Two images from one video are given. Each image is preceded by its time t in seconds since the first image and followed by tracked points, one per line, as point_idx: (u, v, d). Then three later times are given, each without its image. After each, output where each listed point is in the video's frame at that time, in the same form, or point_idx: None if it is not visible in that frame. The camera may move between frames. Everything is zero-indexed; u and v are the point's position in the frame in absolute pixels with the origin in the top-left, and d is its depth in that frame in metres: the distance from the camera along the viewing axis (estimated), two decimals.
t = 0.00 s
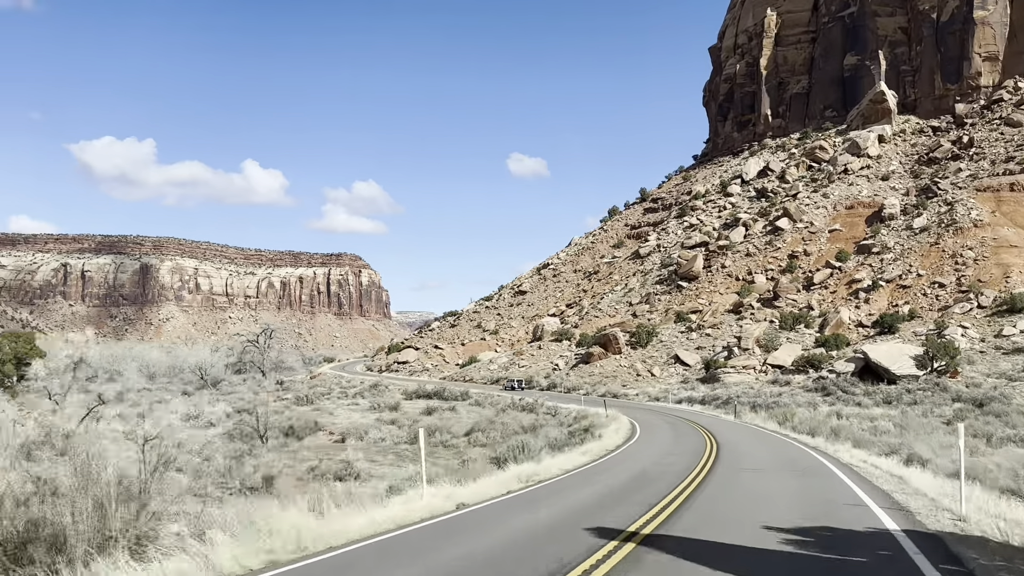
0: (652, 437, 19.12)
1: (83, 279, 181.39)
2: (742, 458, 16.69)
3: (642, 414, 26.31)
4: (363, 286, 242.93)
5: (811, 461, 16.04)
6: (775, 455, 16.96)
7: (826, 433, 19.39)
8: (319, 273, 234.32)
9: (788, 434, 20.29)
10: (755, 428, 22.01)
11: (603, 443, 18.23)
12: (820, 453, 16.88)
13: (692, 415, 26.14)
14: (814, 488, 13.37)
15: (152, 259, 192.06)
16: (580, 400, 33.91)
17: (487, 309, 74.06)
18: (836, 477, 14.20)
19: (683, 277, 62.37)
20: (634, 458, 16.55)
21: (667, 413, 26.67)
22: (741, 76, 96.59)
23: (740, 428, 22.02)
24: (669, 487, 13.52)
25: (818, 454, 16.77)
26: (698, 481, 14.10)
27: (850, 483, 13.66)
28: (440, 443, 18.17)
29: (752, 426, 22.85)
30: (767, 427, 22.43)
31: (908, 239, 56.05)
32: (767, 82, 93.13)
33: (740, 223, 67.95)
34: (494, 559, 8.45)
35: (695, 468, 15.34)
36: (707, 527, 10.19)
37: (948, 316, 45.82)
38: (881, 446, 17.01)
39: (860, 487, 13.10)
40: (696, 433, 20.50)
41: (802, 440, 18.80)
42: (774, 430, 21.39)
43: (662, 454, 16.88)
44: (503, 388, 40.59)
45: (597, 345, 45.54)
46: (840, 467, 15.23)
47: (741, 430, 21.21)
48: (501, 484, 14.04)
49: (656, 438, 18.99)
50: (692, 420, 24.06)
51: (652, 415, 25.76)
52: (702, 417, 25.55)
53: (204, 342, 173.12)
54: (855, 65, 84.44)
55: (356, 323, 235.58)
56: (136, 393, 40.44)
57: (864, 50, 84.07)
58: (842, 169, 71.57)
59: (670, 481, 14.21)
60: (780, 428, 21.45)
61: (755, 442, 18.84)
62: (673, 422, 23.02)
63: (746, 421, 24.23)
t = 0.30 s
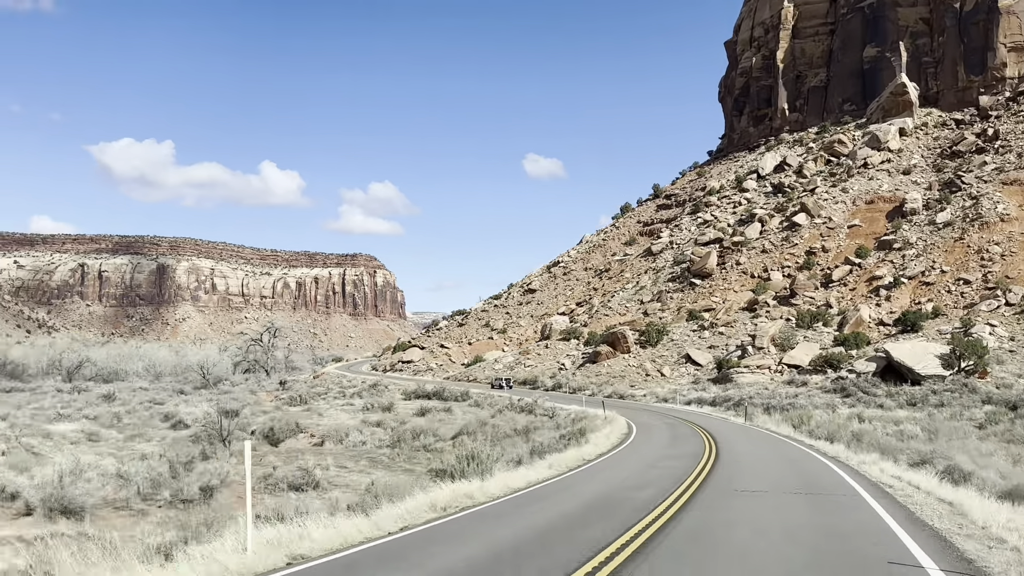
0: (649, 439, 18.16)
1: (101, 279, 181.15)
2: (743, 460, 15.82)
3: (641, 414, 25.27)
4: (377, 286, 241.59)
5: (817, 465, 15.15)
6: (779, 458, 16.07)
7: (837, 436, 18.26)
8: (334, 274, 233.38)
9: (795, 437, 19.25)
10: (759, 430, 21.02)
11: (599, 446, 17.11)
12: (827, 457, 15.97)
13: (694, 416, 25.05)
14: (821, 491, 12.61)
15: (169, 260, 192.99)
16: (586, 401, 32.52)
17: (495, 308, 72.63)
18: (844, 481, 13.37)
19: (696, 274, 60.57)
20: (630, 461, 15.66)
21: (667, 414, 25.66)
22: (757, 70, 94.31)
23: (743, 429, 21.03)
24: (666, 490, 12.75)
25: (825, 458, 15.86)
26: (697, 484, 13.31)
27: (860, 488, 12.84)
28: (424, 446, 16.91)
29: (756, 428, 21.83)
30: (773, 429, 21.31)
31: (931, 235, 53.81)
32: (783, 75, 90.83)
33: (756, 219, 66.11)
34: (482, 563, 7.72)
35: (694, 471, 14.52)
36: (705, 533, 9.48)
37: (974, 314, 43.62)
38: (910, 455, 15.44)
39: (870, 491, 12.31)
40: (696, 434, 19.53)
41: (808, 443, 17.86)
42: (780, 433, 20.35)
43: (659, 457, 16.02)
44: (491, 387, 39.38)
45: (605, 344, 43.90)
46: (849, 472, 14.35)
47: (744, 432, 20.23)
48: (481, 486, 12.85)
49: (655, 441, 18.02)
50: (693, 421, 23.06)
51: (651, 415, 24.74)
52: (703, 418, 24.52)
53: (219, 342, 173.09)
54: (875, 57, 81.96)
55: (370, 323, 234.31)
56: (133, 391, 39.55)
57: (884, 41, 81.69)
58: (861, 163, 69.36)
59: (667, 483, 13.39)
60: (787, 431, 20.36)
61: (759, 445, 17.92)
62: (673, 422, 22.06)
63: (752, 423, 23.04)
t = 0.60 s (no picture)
0: (643, 448, 17.26)
1: (119, 280, 183.33)
2: (741, 471, 14.88)
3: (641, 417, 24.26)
4: (393, 287, 240.49)
5: (820, 473, 14.25)
6: (780, 468, 15.14)
7: (844, 442, 17.15)
8: (350, 276, 232.98)
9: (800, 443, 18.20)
10: (762, 436, 19.99)
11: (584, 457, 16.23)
12: (831, 464, 15.02)
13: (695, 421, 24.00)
14: (817, 492, 12.45)
15: (186, 261, 194.22)
16: (591, 403, 31.12)
17: (505, 308, 71.30)
18: (849, 488, 12.48)
19: (709, 273, 58.85)
20: (618, 472, 14.80)
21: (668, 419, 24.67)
22: (774, 64, 92.02)
23: (746, 436, 20.03)
24: (660, 495, 12.65)
25: (829, 464, 14.91)
26: (692, 490, 12.80)
27: (866, 494, 11.95)
28: (400, 452, 15.81)
29: (760, 433, 20.81)
30: (778, 434, 20.24)
31: (956, 231, 51.58)
32: (801, 69, 88.39)
33: (772, 216, 64.26)
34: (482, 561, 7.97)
35: (686, 481, 13.66)
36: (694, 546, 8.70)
37: (1003, 312, 41.42)
38: (941, 467, 13.87)
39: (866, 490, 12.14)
40: (695, 441, 18.56)
41: (813, 450, 16.88)
42: (784, 438, 19.31)
43: (649, 467, 15.17)
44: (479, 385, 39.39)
45: (614, 344, 42.42)
46: (854, 478, 13.41)
47: (745, 440, 19.23)
48: (449, 505, 11.88)
49: (647, 449, 17.12)
50: (693, 428, 22.06)
51: (650, 419, 23.71)
52: (704, 424, 23.52)
53: (234, 344, 173.22)
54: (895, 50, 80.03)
55: (387, 325, 233.38)
56: (130, 391, 38.71)
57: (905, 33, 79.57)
58: (882, 158, 67.18)
59: (655, 495, 12.57)
60: (792, 436, 19.25)
61: (760, 453, 16.95)
62: (672, 428, 21.11)
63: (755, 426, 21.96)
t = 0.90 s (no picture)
0: (628, 457, 16.27)
1: (137, 284, 184.79)
2: (738, 476, 14.57)
3: (639, 421, 23.11)
4: (409, 291, 239.42)
5: (820, 476, 14.06)
6: (777, 472, 14.91)
7: (868, 453, 15.48)
8: (366, 279, 232.40)
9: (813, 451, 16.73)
10: (768, 442, 18.86)
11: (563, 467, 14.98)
12: (833, 468, 14.64)
13: (697, 426, 22.81)
14: (813, 495, 12.56)
15: (203, 265, 195.17)
16: (598, 407, 29.74)
17: (514, 310, 69.90)
18: (850, 495, 12.34)
19: (724, 272, 57.12)
20: (601, 482, 14.08)
21: (667, 422, 23.63)
22: (791, 59, 89.78)
23: (746, 442, 19.03)
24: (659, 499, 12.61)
25: (831, 468, 14.59)
26: (691, 495, 12.82)
27: (864, 498, 12.06)
28: (370, 460, 14.42)
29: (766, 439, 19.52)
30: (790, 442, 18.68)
31: (982, 227, 49.41)
32: (819, 64, 86.04)
33: (790, 213, 62.44)
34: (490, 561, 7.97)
35: (681, 489, 13.40)
36: (697, 559, 8.60)
37: None
38: (986, 481, 12.37)
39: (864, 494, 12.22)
40: (690, 447, 17.57)
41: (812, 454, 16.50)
42: (794, 446, 17.89)
43: (632, 479, 14.30)
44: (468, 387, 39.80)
45: (623, 345, 40.93)
46: (852, 480, 13.34)
47: (744, 445, 18.47)
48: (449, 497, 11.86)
49: (631, 460, 16.02)
50: (691, 432, 21.08)
51: (648, 423, 22.53)
52: (704, 427, 22.48)
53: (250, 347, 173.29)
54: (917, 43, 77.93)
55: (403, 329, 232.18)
56: (127, 394, 37.84)
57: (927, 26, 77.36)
58: (903, 154, 65.00)
59: (648, 502, 12.26)
60: (807, 444, 17.61)
61: (756, 457, 16.58)
62: (667, 432, 20.07)
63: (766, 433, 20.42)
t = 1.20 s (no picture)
0: (617, 466, 15.14)
1: (155, 290, 186.49)
2: (736, 480, 13.82)
3: (640, 426, 21.82)
4: (426, 296, 238.59)
5: (822, 481, 13.40)
6: (777, 477, 14.23)
7: (896, 465, 13.94)
8: (383, 284, 231.88)
9: (828, 463, 15.34)
10: (774, 450, 17.62)
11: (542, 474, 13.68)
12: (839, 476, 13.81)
13: (700, 432, 21.47)
14: (813, 495, 12.34)
15: (222, 271, 196.40)
16: (605, 412, 28.32)
17: (525, 312, 68.54)
18: (853, 498, 11.73)
19: (741, 272, 55.31)
20: (598, 482, 13.75)
21: (668, 428, 22.38)
22: (809, 55, 87.52)
23: (748, 450, 17.85)
24: (659, 496, 12.34)
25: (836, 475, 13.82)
26: (691, 491, 12.63)
27: (862, 497, 11.89)
28: (334, 473, 13.10)
29: (774, 447, 18.15)
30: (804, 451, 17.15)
31: (1012, 223, 47.08)
32: (838, 60, 83.64)
33: (809, 211, 60.50)
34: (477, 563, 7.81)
35: (682, 484, 13.27)
36: (694, 560, 8.05)
37: None
38: None
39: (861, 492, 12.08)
40: (687, 455, 16.42)
41: (814, 461, 15.68)
42: (807, 455, 16.44)
43: (618, 487, 13.24)
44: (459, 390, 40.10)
45: (633, 347, 39.38)
46: (850, 481, 13.19)
47: (746, 452, 17.39)
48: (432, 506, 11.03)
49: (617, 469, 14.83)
50: (691, 437, 19.87)
51: (648, 428, 21.26)
52: (705, 433, 21.23)
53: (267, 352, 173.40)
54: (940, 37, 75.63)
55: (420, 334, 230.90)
56: (124, 398, 37.03)
57: (950, 19, 75.00)
58: (927, 149, 62.71)
59: (651, 499, 12.07)
60: (824, 454, 16.07)
61: (756, 463, 15.77)
62: (664, 438, 18.90)
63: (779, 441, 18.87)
